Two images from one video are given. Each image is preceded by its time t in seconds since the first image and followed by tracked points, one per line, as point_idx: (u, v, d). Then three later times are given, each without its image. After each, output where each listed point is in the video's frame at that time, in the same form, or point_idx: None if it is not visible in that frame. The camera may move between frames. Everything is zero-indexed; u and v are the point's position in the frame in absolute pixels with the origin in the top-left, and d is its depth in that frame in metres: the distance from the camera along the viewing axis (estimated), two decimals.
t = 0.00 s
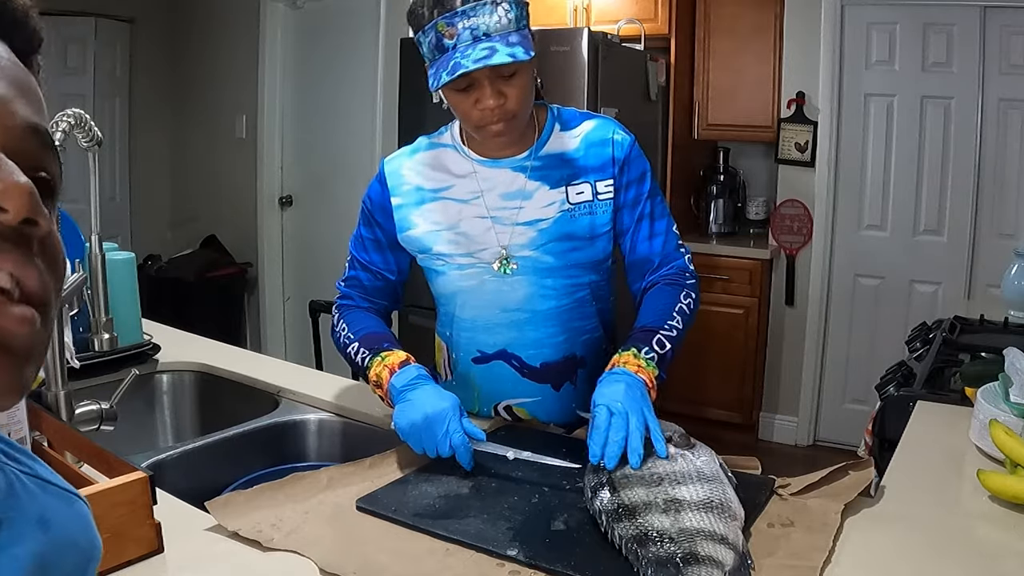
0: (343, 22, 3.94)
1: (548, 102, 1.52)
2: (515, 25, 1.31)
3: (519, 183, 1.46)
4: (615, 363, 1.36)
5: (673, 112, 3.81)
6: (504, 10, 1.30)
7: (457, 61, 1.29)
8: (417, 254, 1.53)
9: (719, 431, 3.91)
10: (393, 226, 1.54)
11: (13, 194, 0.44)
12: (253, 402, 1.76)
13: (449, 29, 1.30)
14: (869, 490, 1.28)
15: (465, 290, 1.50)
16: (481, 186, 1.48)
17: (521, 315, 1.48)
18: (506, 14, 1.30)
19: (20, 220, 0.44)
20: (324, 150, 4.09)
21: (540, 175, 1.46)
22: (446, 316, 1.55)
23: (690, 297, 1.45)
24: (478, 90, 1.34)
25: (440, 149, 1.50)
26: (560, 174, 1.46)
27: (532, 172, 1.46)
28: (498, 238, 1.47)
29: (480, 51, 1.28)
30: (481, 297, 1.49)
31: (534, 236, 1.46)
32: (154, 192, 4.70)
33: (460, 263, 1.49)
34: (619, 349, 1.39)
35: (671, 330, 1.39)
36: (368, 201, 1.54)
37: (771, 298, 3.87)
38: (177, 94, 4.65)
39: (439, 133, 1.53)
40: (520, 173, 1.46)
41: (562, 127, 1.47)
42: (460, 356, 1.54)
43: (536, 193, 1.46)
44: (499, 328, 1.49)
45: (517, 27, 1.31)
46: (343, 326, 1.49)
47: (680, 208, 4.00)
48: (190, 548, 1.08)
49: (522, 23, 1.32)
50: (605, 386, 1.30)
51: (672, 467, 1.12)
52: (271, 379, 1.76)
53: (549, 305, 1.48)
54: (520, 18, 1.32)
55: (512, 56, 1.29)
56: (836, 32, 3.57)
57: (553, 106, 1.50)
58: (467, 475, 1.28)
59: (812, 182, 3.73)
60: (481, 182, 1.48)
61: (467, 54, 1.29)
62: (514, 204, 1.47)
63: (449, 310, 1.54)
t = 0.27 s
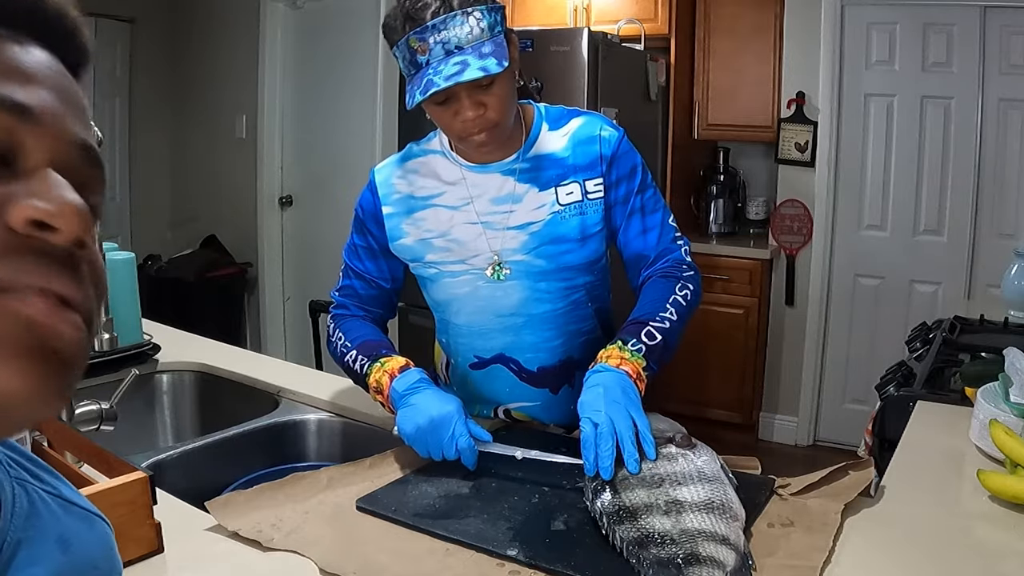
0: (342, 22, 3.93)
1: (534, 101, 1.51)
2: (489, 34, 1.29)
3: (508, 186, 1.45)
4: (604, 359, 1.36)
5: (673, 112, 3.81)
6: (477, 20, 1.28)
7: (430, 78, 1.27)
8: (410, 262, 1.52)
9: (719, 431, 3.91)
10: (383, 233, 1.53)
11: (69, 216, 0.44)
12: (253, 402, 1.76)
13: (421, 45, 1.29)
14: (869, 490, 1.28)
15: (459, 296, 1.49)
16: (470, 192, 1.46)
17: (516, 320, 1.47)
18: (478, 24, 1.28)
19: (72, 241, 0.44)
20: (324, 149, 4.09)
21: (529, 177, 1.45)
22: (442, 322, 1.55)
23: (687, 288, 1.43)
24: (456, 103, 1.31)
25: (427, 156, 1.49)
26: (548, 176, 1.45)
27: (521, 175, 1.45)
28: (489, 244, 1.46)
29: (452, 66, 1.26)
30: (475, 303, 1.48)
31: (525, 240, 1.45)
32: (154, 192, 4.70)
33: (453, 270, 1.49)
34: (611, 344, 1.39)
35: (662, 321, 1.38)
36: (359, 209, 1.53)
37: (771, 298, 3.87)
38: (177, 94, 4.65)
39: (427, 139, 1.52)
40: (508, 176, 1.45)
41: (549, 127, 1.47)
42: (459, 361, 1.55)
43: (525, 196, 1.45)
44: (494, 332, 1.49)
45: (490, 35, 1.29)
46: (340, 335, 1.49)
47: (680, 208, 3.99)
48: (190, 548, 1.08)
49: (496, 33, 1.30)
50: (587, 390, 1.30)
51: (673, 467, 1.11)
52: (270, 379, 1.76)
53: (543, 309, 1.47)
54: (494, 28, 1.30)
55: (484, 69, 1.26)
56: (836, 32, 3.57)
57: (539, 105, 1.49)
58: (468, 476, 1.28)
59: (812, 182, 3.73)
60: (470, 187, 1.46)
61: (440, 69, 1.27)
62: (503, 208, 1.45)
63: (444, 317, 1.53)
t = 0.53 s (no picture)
0: (342, 23, 3.94)
1: (527, 102, 1.50)
2: (472, 37, 1.28)
3: (503, 187, 1.45)
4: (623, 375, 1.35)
5: (673, 112, 3.81)
6: (459, 24, 1.28)
7: (414, 85, 1.27)
8: (406, 265, 1.52)
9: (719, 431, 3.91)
10: (379, 235, 1.53)
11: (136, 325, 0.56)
12: (253, 402, 1.76)
13: (404, 52, 1.29)
14: (869, 490, 1.28)
15: (456, 298, 1.49)
16: (466, 194, 1.46)
17: (514, 321, 1.47)
18: (460, 28, 1.27)
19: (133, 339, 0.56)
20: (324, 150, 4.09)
21: (523, 178, 1.45)
22: (440, 324, 1.55)
23: (689, 292, 1.44)
24: (444, 107, 1.31)
25: (422, 159, 1.49)
26: (543, 177, 1.45)
27: (515, 175, 1.45)
28: (485, 245, 1.46)
29: (435, 72, 1.26)
30: (472, 304, 1.48)
31: (522, 240, 1.45)
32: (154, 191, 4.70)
33: (450, 271, 1.48)
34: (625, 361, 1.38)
35: (671, 333, 1.38)
36: (356, 212, 1.53)
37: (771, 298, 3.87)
38: (177, 94, 4.65)
39: (421, 141, 1.51)
40: (503, 177, 1.45)
41: (543, 127, 1.47)
42: (458, 363, 1.55)
43: (521, 197, 1.45)
44: (492, 333, 1.49)
45: (473, 38, 1.28)
46: (339, 337, 1.49)
47: (680, 208, 3.99)
48: (190, 548, 1.08)
49: (479, 35, 1.29)
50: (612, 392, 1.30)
51: (674, 467, 1.11)
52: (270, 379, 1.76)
53: (541, 310, 1.46)
54: (477, 31, 1.29)
55: (467, 74, 1.25)
56: (837, 32, 3.57)
57: (532, 105, 1.48)
58: (468, 475, 1.28)
59: (812, 182, 3.73)
60: (465, 189, 1.46)
61: (423, 76, 1.27)
62: (499, 209, 1.45)
63: (442, 319, 1.53)
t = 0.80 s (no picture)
0: (341, 23, 3.94)
1: (525, 102, 1.50)
2: (471, 38, 1.28)
3: (503, 187, 1.45)
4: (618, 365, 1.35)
5: (673, 112, 3.81)
6: (458, 25, 1.28)
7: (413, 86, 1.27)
8: (406, 265, 1.52)
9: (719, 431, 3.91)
10: (379, 235, 1.52)
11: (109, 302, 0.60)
12: (253, 402, 1.76)
13: (404, 53, 1.28)
14: (869, 490, 1.28)
15: (457, 298, 1.49)
16: (466, 194, 1.46)
17: (515, 321, 1.47)
18: (459, 29, 1.27)
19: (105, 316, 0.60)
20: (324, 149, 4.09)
21: (523, 178, 1.45)
22: (440, 325, 1.54)
23: (686, 290, 1.45)
24: (443, 107, 1.31)
25: (421, 159, 1.49)
26: (542, 177, 1.45)
27: (515, 176, 1.45)
28: (486, 245, 1.46)
29: (434, 73, 1.26)
30: (473, 304, 1.48)
31: (522, 240, 1.45)
32: (154, 191, 4.70)
33: (451, 271, 1.48)
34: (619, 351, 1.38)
35: (670, 325, 1.39)
36: (355, 213, 1.52)
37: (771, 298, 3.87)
38: (177, 94, 4.65)
39: (420, 141, 1.51)
40: (503, 178, 1.45)
41: (542, 127, 1.46)
42: (458, 363, 1.55)
43: (521, 197, 1.45)
44: (493, 333, 1.49)
45: (473, 39, 1.28)
46: (339, 339, 1.48)
47: (680, 208, 3.99)
48: (190, 548, 1.08)
49: (478, 36, 1.29)
50: (608, 384, 1.31)
51: (673, 466, 1.11)
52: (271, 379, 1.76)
53: (542, 309, 1.46)
54: (476, 31, 1.29)
55: (466, 74, 1.26)
56: (837, 32, 3.57)
57: (531, 105, 1.48)
58: (468, 476, 1.28)
59: (811, 181, 3.73)
60: (465, 189, 1.46)
61: (422, 77, 1.27)
62: (500, 209, 1.45)
63: (442, 320, 1.53)
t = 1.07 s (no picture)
0: (341, 23, 3.94)
1: (525, 102, 1.50)
2: (472, 39, 1.28)
3: (503, 188, 1.45)
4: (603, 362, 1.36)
5: (673, 112, 3.81)
6: (459, 26, 1.28)
7: (415, 86, 1.27)
8: (407, 266, 1.52)
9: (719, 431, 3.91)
10: (380, 236, 1.52)
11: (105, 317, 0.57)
12: (253, 402, 1.76)
13: (405, 54, 1.28)
14: (869, 490, 1.28)
15: (458, 298, 1.49)
16: (466, 194, 1.46)
17: (516, 321, 1.47)
18: (461, 29, 1.27)
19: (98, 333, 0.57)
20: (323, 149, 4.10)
21: (523, 178, 1.45)
22: (441, 325, 1.54)
23: (683, 288, 1.44)
24: (445, 108, 1.31)
25: (422, 159, 1.49)
26: (543, 176, 1.45)
27: (515, 176, 1.45)
28: (487, 245, 1.46)
29: (436, 73, 1.26)
30: (474, 304, 1.48)
31: (523, 240, 1.45)
32: (154, 191, 4.70)
33: (452, 272, 1.48)
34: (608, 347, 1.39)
35: (661, 321, 1.38)
36: (356, 213, 1.53)
37: (771, 298, 3.87)
38: (177, 94, 4.65)
39: (420, 142, 1.51)
40: (503, 178, 1.45)
41: (541, 126, 1.47)
42: (460, 363, 1.55)
43: (521, 197, 1.45)
44: (494, 333, 1.49)
45: (474, 39, 1.28)
46: (339, 339, 1.48)
47: (680, 208, 3.99)
48: (190, 548, 1.08)
49: (479, 37, 1.29)
50: (591, 393, 1.29)
51: (673, 467, 1.11)
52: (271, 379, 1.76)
53: (543, 309, 1.46)
54: (477, 32, 1.29)
55: (468, 74, 1.25)
56: (837, 32, 3.57)
57: (531, 105, 1.48)
58: (468, 476, 1.28)
59: (811, 182, 3.73)
60: (465, 190, 1.46)
61: (424, 77, 1.27)
62: (500, 209, 1.45)
63: (443, 320, 1.53)
